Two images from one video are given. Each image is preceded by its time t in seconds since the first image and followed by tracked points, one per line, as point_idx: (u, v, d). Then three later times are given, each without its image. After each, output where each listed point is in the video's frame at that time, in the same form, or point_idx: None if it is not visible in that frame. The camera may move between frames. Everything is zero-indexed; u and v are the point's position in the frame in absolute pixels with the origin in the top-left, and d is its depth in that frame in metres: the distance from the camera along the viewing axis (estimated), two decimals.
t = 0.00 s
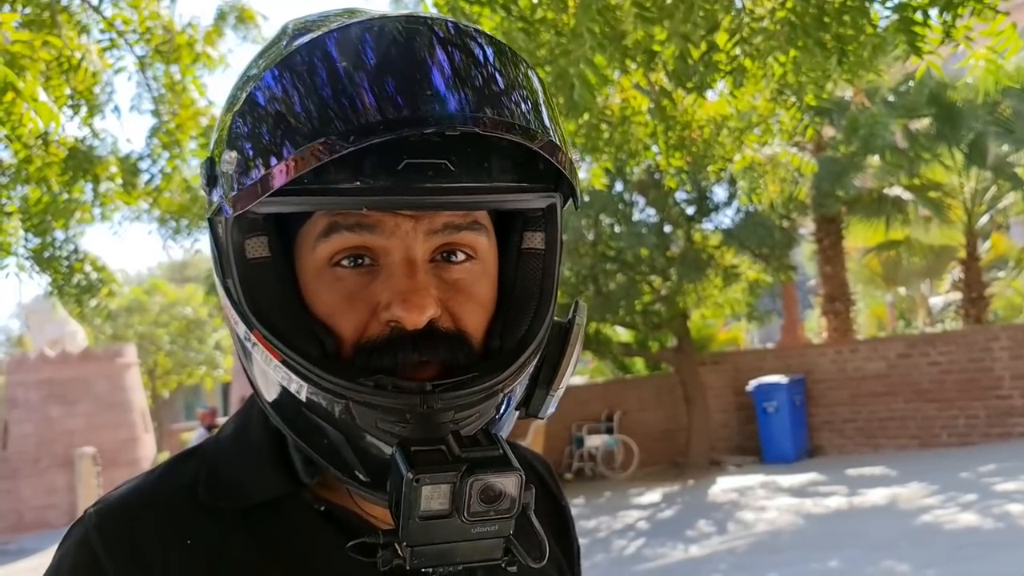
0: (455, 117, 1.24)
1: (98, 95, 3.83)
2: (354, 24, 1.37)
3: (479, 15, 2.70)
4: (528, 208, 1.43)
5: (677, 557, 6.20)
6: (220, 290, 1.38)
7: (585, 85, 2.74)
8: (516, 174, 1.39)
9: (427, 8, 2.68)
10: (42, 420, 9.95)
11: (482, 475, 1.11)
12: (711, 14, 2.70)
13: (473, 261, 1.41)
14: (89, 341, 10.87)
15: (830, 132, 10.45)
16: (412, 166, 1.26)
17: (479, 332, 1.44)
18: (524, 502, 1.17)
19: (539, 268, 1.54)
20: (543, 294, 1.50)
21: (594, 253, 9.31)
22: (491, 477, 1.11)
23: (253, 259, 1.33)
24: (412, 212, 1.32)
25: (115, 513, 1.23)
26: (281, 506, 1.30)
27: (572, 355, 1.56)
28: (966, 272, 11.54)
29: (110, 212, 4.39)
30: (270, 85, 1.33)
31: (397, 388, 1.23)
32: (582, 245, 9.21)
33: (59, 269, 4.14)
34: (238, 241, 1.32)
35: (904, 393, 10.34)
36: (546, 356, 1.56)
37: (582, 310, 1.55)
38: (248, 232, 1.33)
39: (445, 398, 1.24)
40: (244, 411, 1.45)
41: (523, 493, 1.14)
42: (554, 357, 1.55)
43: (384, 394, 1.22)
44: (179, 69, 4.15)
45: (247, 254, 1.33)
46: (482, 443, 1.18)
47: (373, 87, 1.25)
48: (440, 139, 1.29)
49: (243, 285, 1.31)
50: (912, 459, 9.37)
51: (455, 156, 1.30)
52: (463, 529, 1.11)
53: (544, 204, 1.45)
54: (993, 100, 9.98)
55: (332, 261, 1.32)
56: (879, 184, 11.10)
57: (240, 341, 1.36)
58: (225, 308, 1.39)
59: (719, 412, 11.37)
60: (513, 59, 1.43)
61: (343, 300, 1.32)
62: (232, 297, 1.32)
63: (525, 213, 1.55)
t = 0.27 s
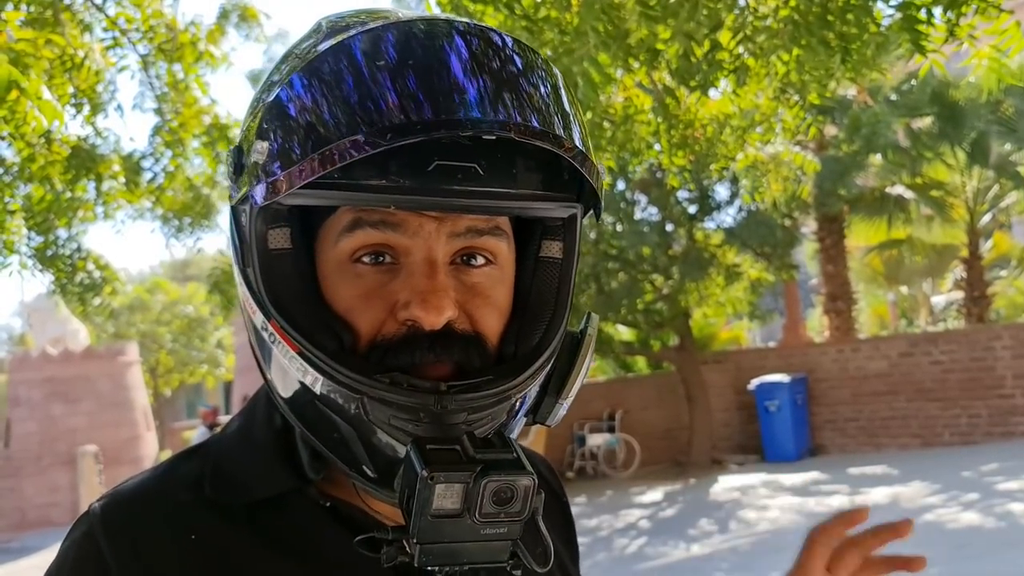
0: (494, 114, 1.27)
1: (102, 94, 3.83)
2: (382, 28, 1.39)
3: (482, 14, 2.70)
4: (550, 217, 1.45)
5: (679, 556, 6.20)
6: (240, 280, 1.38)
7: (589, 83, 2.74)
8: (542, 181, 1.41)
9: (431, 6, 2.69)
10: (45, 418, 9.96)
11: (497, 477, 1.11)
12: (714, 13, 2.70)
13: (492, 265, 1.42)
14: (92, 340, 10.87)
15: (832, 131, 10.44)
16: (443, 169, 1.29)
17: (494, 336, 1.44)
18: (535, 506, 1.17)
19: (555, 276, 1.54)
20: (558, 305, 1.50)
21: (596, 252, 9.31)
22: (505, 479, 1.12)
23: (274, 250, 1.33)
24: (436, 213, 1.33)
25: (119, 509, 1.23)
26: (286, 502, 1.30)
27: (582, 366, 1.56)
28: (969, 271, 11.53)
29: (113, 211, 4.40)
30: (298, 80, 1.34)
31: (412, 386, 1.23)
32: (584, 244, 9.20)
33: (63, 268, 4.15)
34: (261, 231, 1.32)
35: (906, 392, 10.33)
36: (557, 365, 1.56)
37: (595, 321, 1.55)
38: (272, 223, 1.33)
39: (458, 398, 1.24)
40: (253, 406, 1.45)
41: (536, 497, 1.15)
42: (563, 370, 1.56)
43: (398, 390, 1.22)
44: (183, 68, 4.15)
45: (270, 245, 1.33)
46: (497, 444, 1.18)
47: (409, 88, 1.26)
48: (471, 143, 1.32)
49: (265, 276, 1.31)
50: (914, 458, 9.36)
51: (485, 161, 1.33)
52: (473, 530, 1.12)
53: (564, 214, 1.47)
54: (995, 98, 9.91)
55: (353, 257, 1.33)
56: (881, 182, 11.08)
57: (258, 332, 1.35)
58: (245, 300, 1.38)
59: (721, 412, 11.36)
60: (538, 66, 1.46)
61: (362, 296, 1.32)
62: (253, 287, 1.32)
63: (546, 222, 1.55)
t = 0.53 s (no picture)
0: (475, 84, 1.30)
1: (105, 92, 3.84)
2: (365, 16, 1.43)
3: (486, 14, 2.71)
4: (541, 190, 1.47)
5: (680, 556, 6.20)
6: (237, 273, 1.41)
7: (592, 82, 2.75)
8: (531, 154, 1.45)
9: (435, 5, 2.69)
10: (47, 416, 9.98)
11: (503, 429, 1.14)
12: (717, 12, 2.70)
13: (486, 245, 1.46)
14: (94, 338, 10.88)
15: (834, 130, 10.44)
16: (435, 140, 1.32)
17: (492, 314, 1.48)
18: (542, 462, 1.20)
19: (547, 255, 1.58)
20: (551, 283, 1.54)
21: (598, 251, 9.30)
22: (511, 431, 1.14)
23: (272, 239, 1.36)
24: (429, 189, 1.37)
25: (127, 508, 1.24)
26: (291, 495, 1.32)
27: (579, 342, 1.58)
28: (971, 271, 11.53)
29: (116, 209, 4.41)
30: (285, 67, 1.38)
31: (412, 357, 1.27)
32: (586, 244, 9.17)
33: (66, 266, 4.16)
34: (258, 222, 1.35)
35: (907, 392, 10.33)
36: (553, 343, 1.57)
37: (590, 302, 1.59)
38: (268, 213, 1.36)
39: (460, 367, 1.27)
40: (253, 405, 1.47)
41: (541, 453, 1.17)
42: (561, 346, 1.57)
43: (397, 362, 1.25)
44: (186, 67, 4.15)
45: (267, 234, 1.36)
46: (501, 402, 1.21)
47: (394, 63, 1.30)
48: (459, 116, 1.36)
49: (263, 264, 1.35)
50: (916, 457, 9.36)
51: (474, 133, 1.37)
52: (483, 485, 1.14)
53: (553, 189, 1.49)
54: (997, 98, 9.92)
55: (350, 241, 1.37)
56: (883, 181, 11.06)
57: (255, 318, 1.38)
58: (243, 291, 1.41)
59: (722, 411, 11.35)
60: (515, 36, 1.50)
61: (361, 279, 1.36)
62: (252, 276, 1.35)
63: (533, 205, 1.59)
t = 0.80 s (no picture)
0: (445, 70, 1.34)
1: (108, 91, 3.85)
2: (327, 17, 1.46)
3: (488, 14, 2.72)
4: (515, 172, 1.51)
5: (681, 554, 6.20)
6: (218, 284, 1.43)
7: (594, 81, 2.77)
8: (502, 138, 1.49)
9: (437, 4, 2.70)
10: (49, 415, 10.00)
11: (508, 407, 1.21)
12: (718, 12, 2.71)
13: (467, 233, 1.52)
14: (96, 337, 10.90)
15: (836, 129, 10.42)
16: (408, 133, 1.38)
17: (480, 299, 1.53)
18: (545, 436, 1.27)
19: (525, 238, 1.63)
20: (534, 263, 1.59)
21: (599, 250, 9.29)
22: (515, 409, 1.21)
23: (254, 247, 1.39)
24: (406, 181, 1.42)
25: (127, 507, 1.25)
26: (292, 490, 1.35)
27: (566, 322, 1.57)
28: (973, 270, 11.53)
29: (118, 208, 4.41)
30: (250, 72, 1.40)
31: (405, 348, 1.31)
32: (588, 242, 9.15)
33: (69, 265, 4.17)
34: (239, 233, 1.38)
35: (909, 391, 10.34)
36: (544, 324, 1.58)
37: (572, 279, 1.59)
38: (247, 223, 1.39)
39: (455, 353, 1.31)
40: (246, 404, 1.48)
41: (544, 429, 1.25)
42: (550, 325, 1.57)
43: (386, 353, 1.29)
44: (188, 66, 4.16)
45: (249, 244, 1.39)
46: (500, 382, 1.28)
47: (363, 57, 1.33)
48: (429, 107, 1.41)
49: (247, 273, 1.37)
50: (918, 456, 9.36)
51: (446, 122, 1.42)
52: (494, 464, 1.20)
53: (527, 171, 1.53)
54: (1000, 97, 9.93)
55: (334, 240, 1.41)
56: (885, 181, 11.05)
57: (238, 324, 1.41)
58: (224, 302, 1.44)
59: (724, 410, 11.34)
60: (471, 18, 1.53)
61: (348, 277, 1.40)
62: (236, 286, 1.37)
63: (509, 190, 1.64)
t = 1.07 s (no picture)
0: (432, 71, 1.33)
1: (111, 90, 3.86)
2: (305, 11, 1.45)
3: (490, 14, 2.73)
4: (501, 167, 1.50)
5: (684, 553, 6.19)
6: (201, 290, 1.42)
7: (595, 79, 2.77)
8: (488, 132, 1.48)
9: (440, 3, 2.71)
10: (52, 413, 10.02)
11: (508, 416, 1.23)
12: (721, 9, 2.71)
13: (455, 230, 1.51)
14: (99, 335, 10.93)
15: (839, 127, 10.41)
16: (392, 134, 1.36)
17: (472, 295, 1.53)
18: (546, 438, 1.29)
19: (514, 231, 1.63)
20: (523, 256, 1.59)
21: (602, 249, 9.27)
22: (515, 416, 1.23)
23: (237, 254, 1.38)
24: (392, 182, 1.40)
25: (129, 510, 1.32)
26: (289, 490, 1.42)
27: (557, 313, 1.63)
28: (976, 268, 11.52)
29: (121, 207, 4.42)
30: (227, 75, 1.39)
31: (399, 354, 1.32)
32: (590, 241, 9.10)
33: (72, 264, 4.18)
34: (221, 240, 1.37)
35: (912, 389, 10.34)
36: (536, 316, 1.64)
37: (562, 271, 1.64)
38: (229, 229, 1.38)
39: (450, 357, 1.32)
40: (240, 406, 1.54)
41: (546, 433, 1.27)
42: (542, 318, 1.63)
43: (375, 359, 1.30)
44: (191, 65, 4.15)
45: (231, 251, 1.38)
46: (499, 388, 1.29)
47: (343, 60, 1.32)
48: (413, 104, 1.40)
49: (229, 280, 1.36)
50: (921, 454, 9.36)
51: (431, 120, 1.41)
52: (497, 471, 1.23)
53: (513, 164, 1.53)
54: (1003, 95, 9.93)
55: (319, 244, 1.40)
56: (888, 179, 11.03)
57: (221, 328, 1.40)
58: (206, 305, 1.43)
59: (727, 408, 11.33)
60: (454, 13, 1.53)
61: (336, 280, 1.40)
62: (218, 294, 1.36)
63: (495, 180, 1.64)
